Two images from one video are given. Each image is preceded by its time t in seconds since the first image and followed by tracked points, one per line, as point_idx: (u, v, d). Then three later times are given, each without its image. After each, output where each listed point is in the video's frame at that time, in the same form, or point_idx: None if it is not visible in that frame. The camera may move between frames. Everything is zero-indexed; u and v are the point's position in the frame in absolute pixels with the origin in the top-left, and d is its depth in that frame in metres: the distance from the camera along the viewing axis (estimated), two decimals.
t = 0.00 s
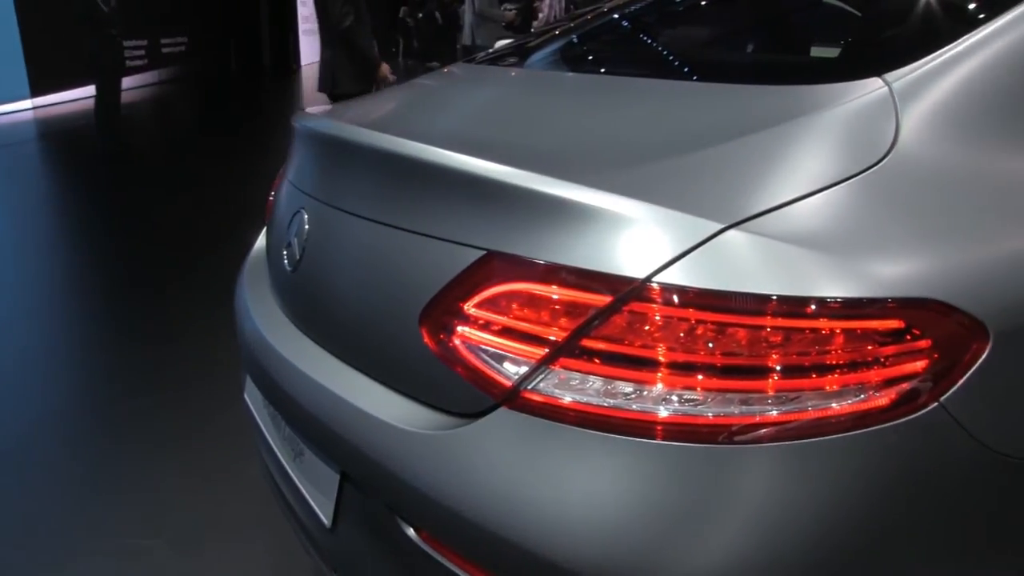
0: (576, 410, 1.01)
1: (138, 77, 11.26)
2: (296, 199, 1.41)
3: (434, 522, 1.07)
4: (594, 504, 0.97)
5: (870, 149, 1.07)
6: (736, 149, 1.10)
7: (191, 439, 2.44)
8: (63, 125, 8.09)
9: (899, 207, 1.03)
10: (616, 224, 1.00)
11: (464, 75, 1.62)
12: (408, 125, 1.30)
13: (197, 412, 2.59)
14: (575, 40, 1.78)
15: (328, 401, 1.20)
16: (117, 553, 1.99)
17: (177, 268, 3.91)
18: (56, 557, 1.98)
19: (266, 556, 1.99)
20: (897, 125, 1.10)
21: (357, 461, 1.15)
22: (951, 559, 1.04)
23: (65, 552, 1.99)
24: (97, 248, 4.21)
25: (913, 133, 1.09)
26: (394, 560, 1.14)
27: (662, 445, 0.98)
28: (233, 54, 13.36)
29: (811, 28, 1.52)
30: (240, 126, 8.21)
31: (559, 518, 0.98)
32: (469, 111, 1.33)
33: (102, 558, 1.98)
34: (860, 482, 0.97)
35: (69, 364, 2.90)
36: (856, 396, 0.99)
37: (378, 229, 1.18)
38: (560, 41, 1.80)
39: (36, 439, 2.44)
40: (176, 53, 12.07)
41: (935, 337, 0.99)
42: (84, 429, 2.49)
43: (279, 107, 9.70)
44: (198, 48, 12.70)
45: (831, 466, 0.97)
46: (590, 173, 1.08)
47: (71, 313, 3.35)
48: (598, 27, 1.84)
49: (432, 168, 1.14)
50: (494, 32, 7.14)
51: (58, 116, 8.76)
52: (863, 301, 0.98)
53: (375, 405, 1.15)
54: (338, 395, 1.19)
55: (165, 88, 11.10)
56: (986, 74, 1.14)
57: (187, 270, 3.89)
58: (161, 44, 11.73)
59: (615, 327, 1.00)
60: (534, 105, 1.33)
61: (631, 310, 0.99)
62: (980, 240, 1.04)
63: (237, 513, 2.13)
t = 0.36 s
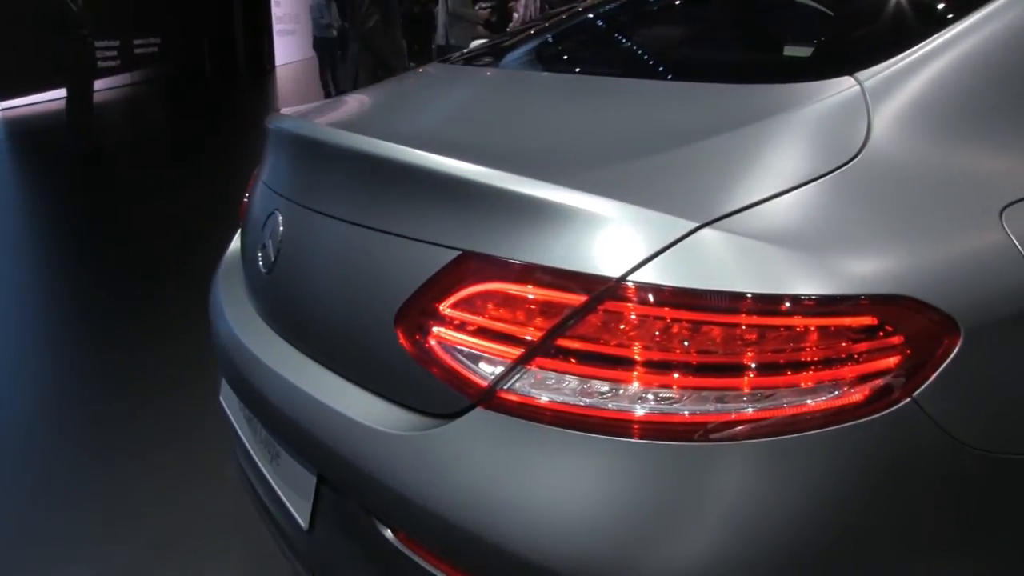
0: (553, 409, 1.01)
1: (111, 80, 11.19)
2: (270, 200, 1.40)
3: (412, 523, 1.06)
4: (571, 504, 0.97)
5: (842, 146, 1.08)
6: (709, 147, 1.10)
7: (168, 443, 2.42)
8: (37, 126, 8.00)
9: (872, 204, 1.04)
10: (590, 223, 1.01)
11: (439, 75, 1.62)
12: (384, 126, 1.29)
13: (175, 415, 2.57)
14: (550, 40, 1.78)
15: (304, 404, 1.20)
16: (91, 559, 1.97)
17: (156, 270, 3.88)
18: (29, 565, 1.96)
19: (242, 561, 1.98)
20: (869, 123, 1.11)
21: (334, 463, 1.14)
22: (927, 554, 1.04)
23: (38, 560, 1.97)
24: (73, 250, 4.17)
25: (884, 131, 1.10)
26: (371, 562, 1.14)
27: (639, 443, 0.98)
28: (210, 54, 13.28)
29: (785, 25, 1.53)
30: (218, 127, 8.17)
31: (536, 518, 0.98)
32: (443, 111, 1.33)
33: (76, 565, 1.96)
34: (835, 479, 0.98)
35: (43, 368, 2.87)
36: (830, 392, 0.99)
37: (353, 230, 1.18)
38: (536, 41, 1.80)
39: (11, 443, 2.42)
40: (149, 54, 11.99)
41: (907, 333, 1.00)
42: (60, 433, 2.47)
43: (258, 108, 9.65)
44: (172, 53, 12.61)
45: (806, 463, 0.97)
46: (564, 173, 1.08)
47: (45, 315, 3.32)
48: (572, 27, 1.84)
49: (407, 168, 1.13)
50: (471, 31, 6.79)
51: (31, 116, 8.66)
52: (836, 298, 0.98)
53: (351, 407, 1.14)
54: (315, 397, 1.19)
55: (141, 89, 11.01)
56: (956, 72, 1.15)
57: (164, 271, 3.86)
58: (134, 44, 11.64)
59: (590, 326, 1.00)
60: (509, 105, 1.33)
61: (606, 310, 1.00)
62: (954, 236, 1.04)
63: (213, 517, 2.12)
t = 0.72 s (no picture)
0: (531, 409, 1.01)
1: (86, 81, 11.08)
2: (246, 202, 1.40)
3: (390, 524, 1.06)
4: (549, 503, 0.97)
5: (816, 144, 1.09)
6: (684, 146, 1.11)
7: (145, 447, 2.40)
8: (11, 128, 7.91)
9: (845, 201, 1.05)
10: (565, 222, 1.01)
11: (415, 75, 1.62)
12: (360, 127, 1.29)
13: (152, 419, 2.55)
14: (526, 40, 1.78)
15: (281, 406, 1.19)
16: (67, 565, 1.95)
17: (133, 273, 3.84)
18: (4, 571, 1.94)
19: (220, 565, 1.97)
20: (842, 121, 1.11)
21: (312, 465, 1.14)
22: (903, 548, 1.05)
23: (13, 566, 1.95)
24: (48, 253, 4.13)
25: (857, 129, 1.11)
26: (350, 564, 1.13)
27: (617, 442, 0.98)
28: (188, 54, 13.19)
29: (759, 24, 1.54)
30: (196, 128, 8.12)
31: (515, 518, 0.98)
32: (419, 111, 1.33)
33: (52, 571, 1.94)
34: (811, 475, 0.99)
35: (16, 372, 2.83)
36: (805, 389, 1.00)
37: (329, 231, 1.18)
38: (511, 41, 1.80)
39: None
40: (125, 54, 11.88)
41: (881, 329, 1.01)
42: (34, 438, 2.44)
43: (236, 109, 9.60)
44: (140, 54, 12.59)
45: (783, 459, 0.98)
46: (539, 173, 1.08)
47: (19, 319, 3.28)
48: (547, 27, 1.84)
49: (383, 169, 1.13)
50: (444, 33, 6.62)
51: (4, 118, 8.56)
52: (810, 295, 0.99)
53: (329, 409, 1.14)
54: (292, 400, 1.18)
55: (117, 90, 10.91)
56: (927, 70, 1.17)
57: (140, 274, 3.83)
58: (109, 45, 11.53)
59: (567, 325, 1.00)
60: (484, 105, 1.33)
61: (582, 309, 1.00)
62: (927, 232, 1.05)
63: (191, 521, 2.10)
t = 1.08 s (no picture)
0: (508, 408, 1.01)
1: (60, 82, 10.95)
2: (220, 204, 1.39)
3: (368, 526, 1.06)
4: (526, 502, 0.97)
5: (788, 143, 1.09)
6: (657, 145, 1.11)
7: (121, 453, 2.38)
8: None
9: (818, 199, 1.06)
10: (539, 222, 1.01)
11: (390, 75, 1.61)
12: (333, 128, 1.29)
13: (128, 424, 2.53)
14: (500, 40, 1.79)
15: (257, 409, 1.19)
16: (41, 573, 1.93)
17: (108, 276, 3.81)
18: None
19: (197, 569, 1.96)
20: (814, 120, 1.12)
21: (288, 468, 1.13)
22: (876, 543, 1.06)
23: None
24: (22, 256, 4.08)
25: (828, 127, 1.12)
26: (328, 567, 1.13)
27: (594, 440, 0.99)
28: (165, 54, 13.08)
29: (732, 23, 1.55)
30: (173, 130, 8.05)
31: (492, 517, 0.99)
32: (393, 112, 1.33)
33: None
34: (787, 471, 0.99)
35: None
36: (780, 385, 1.01)
37: (303, 233, 1.17)
38: (486, 41, 1.80)
39: None
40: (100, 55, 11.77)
41: (855, 325, 1.02)
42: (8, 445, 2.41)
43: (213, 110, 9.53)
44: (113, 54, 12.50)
45: (759, 456, 0.99)
46: (512, 173, 1.08)
47: None
48: (522, 26, 1.85)
49: (357, 170, 1.13)
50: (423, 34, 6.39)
51: None
52: (785, 292, 1.00)
53: (305, 411, 1.14)
54: (268, 403, 1.18)
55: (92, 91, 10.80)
56: (896, 69, 1.18)
57: (115, 277, 3.80)
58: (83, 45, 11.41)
59: (542, 325, 1.01)
60: (458, 105, 1.33)
61: (557, 308, 1.00)
62: (900, 229, 1.06)
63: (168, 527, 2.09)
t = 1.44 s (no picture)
0: (485, 408, 1.01)
1: (36, 83, 10.83)
2: (195, 205, 1.38)
3: (347, 528, 1.06)
4: (504, 502, 0.98)
5: (763, 141, 1.10)
6: (632, 145, 1.12)
7: (98, 457, 2.37)
8: None
9: (793, 198, 1.06)
10: (513, 222, 1.01)
11: (366, 76, 1.61)
12: (309, 129, 1.28)
13: (105, 429, 2.51)
14: (476, 40, 1.79)
15: (234, 411, 1.18)
16: None
17: (84, 279, 3.77)
18: None
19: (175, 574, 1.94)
20: (788, 118, 1.13)
21: (265, 471, 1.13)
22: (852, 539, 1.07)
23: None
24: None
25: (802, 126, 1.12)
26: (306, 569, 1.13)
27: (571, 439, 0.99)
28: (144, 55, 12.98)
29: (708, 23, 1.55)
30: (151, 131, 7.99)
31: (469, 518, 0.99)
32: (369, 112, 1.33)
33: None
34: (764, 469, 1.00)
35: None
36: (756, 383, 1.01)
37: (279, 234, 1.17)
38: (462, 41, 1.80)
39: None
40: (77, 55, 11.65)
41: (830, 323, 1.02)
42: None
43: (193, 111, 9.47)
44: (92, 55, 12.39)
45: (736, 454, 0.99)
46: (487, 173, 1.08)
47: None
48: (497, 26, 1.85)
49: (332, 171, 1.13)
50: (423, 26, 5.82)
51: None
52: (760, 291, 1.00)
53: (282, 413, 1.13)
54: (245, 405, 1.17)
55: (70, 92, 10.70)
56: (868, 69, 1.19)
57: (91, 280, 3.77)
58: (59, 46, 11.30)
59: (518, 324, 1.01)
60: (434, 106, 1.33)
61: (533, 308, 1.00)
62: (873, 227, 1.07)
63: (145, 531, 2.08)
